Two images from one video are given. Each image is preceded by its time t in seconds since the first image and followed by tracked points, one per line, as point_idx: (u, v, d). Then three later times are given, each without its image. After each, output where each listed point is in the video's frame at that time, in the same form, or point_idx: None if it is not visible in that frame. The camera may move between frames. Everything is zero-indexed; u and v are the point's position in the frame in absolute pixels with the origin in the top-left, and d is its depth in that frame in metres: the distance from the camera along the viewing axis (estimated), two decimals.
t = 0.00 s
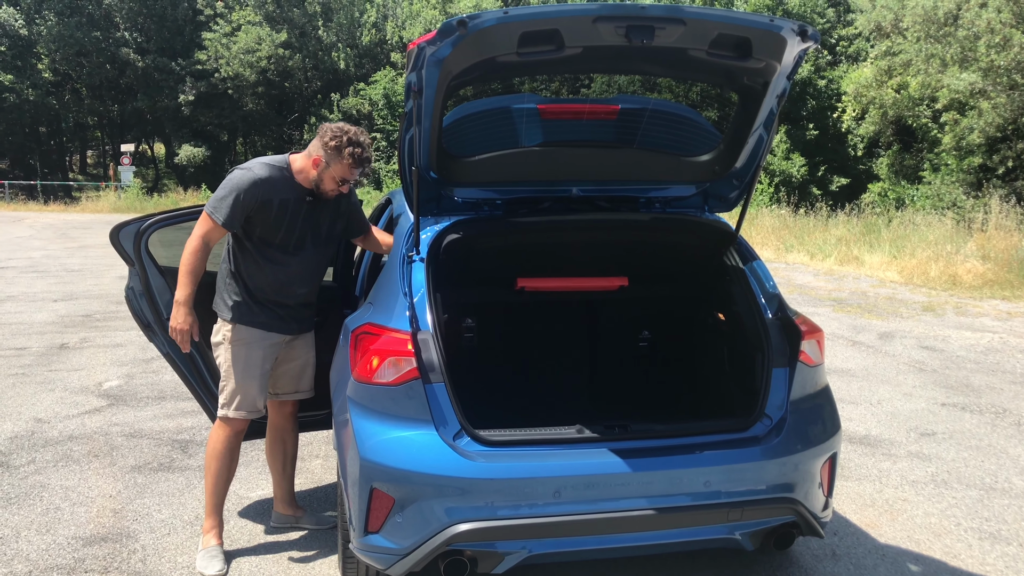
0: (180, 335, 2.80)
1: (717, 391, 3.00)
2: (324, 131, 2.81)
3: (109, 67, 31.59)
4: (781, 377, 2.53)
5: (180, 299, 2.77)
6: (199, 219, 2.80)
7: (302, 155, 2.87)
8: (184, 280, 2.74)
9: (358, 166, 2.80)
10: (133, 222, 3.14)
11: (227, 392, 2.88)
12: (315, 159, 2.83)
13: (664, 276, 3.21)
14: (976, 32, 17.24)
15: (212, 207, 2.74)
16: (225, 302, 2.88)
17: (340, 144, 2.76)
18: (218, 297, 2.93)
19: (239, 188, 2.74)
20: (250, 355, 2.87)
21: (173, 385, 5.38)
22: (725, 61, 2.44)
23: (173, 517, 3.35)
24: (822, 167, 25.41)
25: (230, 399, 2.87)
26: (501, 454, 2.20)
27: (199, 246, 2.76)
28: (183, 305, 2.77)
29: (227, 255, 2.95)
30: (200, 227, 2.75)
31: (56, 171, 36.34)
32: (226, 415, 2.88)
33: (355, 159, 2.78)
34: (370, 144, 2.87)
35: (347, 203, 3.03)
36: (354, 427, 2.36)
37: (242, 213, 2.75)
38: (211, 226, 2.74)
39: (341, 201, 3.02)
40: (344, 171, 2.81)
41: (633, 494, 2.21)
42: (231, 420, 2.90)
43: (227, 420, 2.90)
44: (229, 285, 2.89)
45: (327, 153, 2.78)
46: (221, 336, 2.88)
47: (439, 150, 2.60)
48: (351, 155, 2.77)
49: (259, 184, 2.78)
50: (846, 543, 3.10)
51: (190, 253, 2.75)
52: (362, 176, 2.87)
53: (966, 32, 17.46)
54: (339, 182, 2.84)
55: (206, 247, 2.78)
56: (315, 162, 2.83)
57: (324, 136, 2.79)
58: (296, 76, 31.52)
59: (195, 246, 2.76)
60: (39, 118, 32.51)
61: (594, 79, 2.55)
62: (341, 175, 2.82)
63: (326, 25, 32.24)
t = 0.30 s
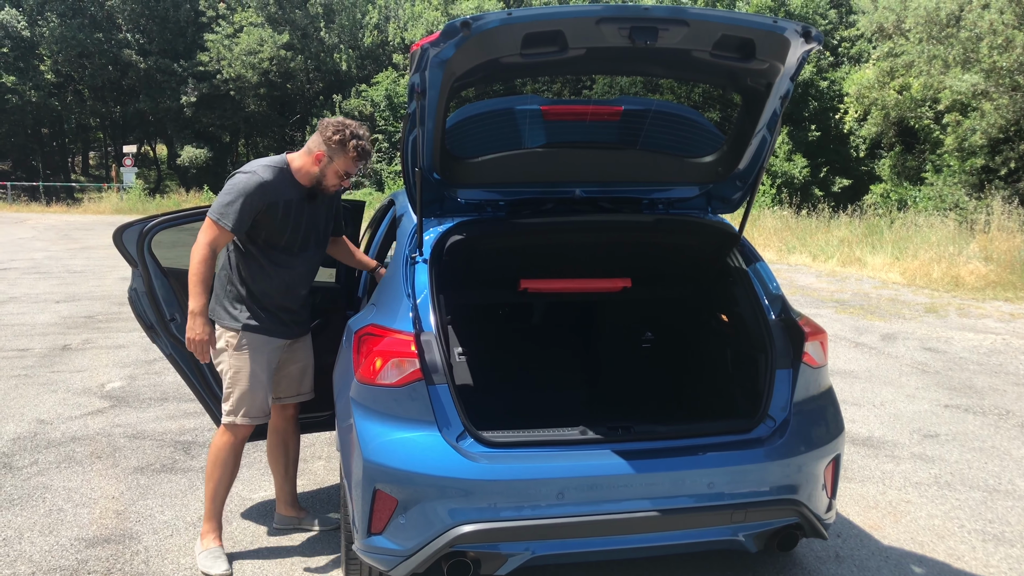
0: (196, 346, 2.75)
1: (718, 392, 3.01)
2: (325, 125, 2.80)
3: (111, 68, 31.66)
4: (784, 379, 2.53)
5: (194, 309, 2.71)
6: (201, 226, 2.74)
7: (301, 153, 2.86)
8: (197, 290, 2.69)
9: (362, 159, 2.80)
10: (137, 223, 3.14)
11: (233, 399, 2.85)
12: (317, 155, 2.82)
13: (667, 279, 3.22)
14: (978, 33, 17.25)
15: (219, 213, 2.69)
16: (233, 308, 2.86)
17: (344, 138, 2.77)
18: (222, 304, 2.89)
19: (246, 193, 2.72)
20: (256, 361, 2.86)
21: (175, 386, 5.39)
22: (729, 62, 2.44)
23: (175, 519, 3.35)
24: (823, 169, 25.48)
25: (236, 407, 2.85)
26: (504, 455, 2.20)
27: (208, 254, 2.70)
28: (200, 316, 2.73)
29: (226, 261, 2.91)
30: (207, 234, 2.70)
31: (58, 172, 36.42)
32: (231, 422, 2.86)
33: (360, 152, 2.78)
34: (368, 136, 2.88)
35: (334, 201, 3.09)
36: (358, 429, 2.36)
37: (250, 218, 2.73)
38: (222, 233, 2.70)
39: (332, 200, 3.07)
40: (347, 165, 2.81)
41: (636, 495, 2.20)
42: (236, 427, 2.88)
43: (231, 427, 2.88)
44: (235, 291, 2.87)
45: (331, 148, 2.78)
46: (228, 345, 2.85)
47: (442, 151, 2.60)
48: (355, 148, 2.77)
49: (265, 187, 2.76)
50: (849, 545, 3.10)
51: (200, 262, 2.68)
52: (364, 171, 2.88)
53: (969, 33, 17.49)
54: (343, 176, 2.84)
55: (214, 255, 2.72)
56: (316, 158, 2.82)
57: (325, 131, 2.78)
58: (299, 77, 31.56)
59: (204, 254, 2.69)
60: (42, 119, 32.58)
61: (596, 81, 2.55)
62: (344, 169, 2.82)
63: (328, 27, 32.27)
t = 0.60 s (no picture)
0: (217, 357, 2.72)
1: (721, 392, 2.99)
2: (299, 115, 2.85)
3: (113, 70, 31.72)
4: (786, 380, 2.53)
5: (206, 321, 2.67)
6: (192, 236, 2.68)
7: (276, 148, 2.89)
8: (204, 302, 2.64)
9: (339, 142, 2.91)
10: (138, 225, 3.13)
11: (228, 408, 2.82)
12: (296, 146, 2.86)
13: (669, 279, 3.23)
14: (979, 34, 17.28)
15: (211, 220, 2.65)
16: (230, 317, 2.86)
17: (324, 124, 2.84)
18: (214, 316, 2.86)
19: (237, 198, 2.70)
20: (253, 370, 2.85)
21: (177, 387, 5.40)
22: (731, 63, 2.44)
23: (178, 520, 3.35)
24: (824, 170, 25.50)
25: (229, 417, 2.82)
26: (505, 456, 2.20)
27: (208, 263, 2.66)
28: (214, 326, 2.68)
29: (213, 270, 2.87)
30: (202, 244, 2.65)
31: (60, 173, 36.57)
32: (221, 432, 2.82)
33: (339, 135, 2.89)
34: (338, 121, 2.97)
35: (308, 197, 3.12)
36: (360, 430, 2.36)
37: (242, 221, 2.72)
38: (218, 239, 2.66)
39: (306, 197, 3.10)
40: (328, 150, 2.90)
41: (638, 496, 2.20)
42: (227, 438, 2.84)
43: (218, 438, 2.83)
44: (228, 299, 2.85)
45: (311, 137, 2.85)
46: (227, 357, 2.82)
47: (444, 153, 2.61)
48: (335, 132, 2.87)
49: (253, 190, 2.75)
50: (851, 547, 3.09)
51: (200, 272, 2.63)
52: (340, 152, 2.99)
53: (969, 34, 17.55)
54: (324, 162, 2.93)
55: (211, 263, 2.68)
56: (297, 149, 2.86)
57: (302, 120, 2.83)
58: (300, 79, 31.60)
59: (203, 264, 2.64)
60: (44, 121, 32.65)
61: (597, 82, 2.57)
62: (325, 156, 2.91)
63: (330, 28, 31.89)
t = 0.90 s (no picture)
0: (186, 379, 2.57)
1: (722, 394, 2.99)
2: (226, 110, 2.75)
3: (114, 71, 31.78)
4: (788, 381, 2.53)
5: (173, 345, 2.51)
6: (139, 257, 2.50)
7: (211, 150, 2.78)
8: (165, 325, 2.49)
9: (275, 128, 2.85)
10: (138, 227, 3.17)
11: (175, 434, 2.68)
12: (233, 141, 2.76)
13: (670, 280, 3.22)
14: (980, 35, 17.29)
15: (158, 236, 2.50)
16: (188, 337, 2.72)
17: (257, 113, 2.77)
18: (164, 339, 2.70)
19: (183, 209, 2.55)
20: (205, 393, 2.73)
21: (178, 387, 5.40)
22: (732, 65, 2.44)
23: (179, 521, 3.35)
24: (826, 171, 25.50)
25: (180, 442, 2.69)
26: (507, 457, 2.20)
27: (162, 282, 2.50)
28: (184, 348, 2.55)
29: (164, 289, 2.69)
30: (151, 262, 2.48)
31: (62, 174, 36.73)
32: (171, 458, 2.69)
33: (273, 122, 2.83)
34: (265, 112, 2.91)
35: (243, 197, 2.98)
36: (362, 432, 2.36)
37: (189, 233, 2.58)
38: (171, 253, 2.52)
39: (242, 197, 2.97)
40: (265, 139, 2.83)
41: (640, 497, 2.20)
42: (178, 462, 2.71)
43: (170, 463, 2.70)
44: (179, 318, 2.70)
45: (247, 128, 2.76)
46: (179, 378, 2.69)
47: (446, 154, 2.61)
48: (268, 119, 2.81)
49: (197, 198, 2.61)
50: (852, 548, 3.09)
51: (155, 291, 2.47)
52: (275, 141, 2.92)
53: (971, 35, 17.55)
54: (266, 152, 2.85)
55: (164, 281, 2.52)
56: (235, 144, 2.76)
57: (232, 114, 2.74)
58: (301, 80, 31.62)
59: (157, 283, 2.48)
60: (45, 121, 32.71)
61: (599, 82, 2.57)
62: (265, 145, 2.84)
63: (332, 29, 31.50)
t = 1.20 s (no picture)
0: (135, 389, 2.50)
1: (722, 392, 3.00)
2: (187, 93, 2.65)
3: (115, 70, 31.81)
4: (789, 379, 2.53)
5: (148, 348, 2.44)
6: (126, 250, 2.39)
7: (175, 135, 2.67)
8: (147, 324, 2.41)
9: (240, 108, 2.74)
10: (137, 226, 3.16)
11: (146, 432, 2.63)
12: (198, 125, 2.66)
13: (670, 280, 3.23)
14: (981, 32, 17.26)
15: (148, 228, 2.40)
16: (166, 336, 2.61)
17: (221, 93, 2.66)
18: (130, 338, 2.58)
19: (175, 200, 2.47)
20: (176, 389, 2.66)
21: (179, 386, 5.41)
22: (733, 63, 2.44)
23: (181, 519, 3.36)
24: (827, 169, 25.47)
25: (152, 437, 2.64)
26: (509, 456, 2.20)
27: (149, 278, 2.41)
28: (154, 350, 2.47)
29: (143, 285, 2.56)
30: (140, 257, 2.39)
31: (63, 173, 36.81)
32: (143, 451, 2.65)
33: (238, 102, 2.72)
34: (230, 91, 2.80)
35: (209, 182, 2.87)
36: (363, 430, 2.36)
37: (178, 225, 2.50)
38: (160, 247, 2.42)
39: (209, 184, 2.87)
40: (232, 119, 2.73)
41: (641, 495, 2.20)
42: (151, 454, 2.67)
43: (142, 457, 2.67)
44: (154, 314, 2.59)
45: (211, 109, 2.66)
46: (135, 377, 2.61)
47: (446, 153, 2.60)
48: (233, 99, 2.70)
49: (186, 190, 2.53)
50: (854, 546, 3.09)
51: (141, 289, 2.39)
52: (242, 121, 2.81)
53: (972, 32, 17.52)
54: (233, 133, 2.75)
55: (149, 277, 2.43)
56: (200, 128, 2.66)
57: (193, 97, 2.63)
58: (302, 79, 31.63)
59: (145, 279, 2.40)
60: (47, 120, 32.76)
61: (600, 81, 2.57)
62: (232, 125, 2.73)
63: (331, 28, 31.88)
